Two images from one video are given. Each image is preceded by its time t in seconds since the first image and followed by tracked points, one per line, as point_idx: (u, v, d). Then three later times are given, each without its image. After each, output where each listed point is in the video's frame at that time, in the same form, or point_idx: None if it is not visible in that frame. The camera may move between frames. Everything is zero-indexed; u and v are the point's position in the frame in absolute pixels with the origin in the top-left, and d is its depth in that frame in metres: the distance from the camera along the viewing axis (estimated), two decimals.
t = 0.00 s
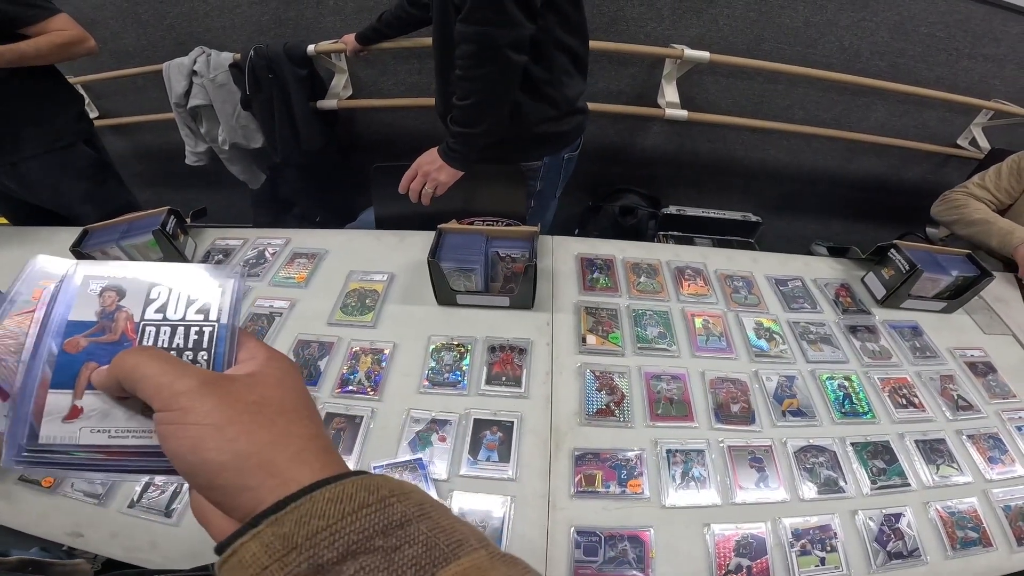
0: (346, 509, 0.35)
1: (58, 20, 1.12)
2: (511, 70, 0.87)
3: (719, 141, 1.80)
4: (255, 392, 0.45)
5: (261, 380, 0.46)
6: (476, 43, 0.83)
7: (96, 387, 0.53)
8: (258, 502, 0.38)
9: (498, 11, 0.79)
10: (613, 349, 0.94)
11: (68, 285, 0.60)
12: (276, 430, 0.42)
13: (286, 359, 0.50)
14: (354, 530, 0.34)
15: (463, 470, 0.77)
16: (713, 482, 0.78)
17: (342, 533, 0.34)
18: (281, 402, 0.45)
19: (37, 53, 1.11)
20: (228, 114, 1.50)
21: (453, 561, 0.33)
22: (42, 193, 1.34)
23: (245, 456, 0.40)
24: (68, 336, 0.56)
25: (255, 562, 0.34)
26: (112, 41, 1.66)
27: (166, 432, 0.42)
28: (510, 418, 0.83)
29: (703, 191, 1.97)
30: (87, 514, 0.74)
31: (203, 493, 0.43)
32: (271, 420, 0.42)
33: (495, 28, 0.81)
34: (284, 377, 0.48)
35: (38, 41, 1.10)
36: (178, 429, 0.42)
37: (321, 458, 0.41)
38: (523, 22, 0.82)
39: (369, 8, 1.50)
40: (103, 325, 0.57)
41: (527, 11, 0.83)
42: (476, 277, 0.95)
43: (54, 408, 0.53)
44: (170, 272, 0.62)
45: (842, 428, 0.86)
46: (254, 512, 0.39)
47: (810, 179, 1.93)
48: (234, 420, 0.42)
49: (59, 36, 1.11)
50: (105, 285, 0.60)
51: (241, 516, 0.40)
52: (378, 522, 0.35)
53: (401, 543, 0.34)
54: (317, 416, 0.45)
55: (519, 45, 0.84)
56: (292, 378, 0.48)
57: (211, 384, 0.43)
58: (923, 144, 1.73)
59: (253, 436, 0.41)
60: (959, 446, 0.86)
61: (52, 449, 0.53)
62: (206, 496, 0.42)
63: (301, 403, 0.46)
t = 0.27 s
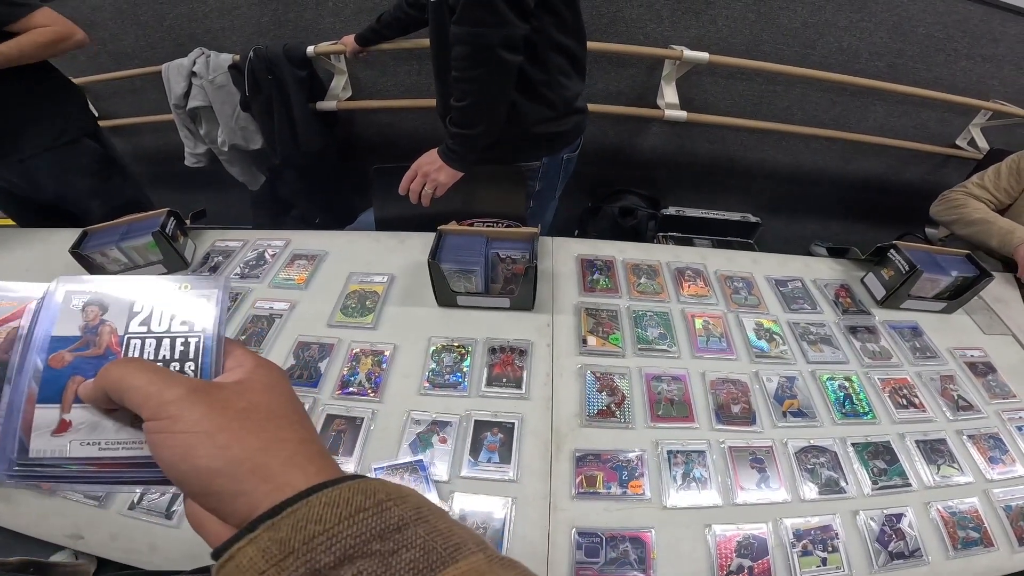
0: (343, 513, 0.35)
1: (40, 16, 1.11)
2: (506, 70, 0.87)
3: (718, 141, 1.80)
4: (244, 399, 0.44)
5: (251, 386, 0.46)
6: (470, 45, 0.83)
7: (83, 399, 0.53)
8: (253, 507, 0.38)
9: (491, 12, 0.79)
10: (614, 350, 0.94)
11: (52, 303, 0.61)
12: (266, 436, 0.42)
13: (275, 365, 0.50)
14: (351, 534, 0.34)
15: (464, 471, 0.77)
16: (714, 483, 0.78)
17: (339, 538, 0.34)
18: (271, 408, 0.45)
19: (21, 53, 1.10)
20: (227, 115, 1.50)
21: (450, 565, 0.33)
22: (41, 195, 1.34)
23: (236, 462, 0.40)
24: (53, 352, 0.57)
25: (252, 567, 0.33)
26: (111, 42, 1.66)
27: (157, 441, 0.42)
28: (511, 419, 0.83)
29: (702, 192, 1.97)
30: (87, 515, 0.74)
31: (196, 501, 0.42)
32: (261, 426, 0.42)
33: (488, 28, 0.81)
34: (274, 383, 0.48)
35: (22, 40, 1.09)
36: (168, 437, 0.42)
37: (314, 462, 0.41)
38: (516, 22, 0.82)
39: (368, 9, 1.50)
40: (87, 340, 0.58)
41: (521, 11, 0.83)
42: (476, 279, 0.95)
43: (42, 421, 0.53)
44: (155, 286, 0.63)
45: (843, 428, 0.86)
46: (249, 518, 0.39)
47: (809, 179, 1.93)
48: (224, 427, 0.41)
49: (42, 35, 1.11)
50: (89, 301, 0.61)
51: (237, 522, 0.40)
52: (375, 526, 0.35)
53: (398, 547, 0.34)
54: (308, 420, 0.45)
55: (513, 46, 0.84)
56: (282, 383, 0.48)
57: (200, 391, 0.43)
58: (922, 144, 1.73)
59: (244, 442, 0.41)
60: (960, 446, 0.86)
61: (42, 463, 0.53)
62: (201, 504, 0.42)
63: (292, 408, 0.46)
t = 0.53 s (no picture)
0: (346, 512, 0.35)
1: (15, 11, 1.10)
2: (507, 70, 0.86)
3: (719, 141, 1.80)
4: (244, 400, 0.45)
5: (251, 387, 0.46)
6: (470, 44, 0.83)
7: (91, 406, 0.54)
8: (253, 507, 0.39)
9: (492, 11, 0.79)
10: (615, 349, 0.94)
11: (57, 314, 0.61)
12: (266, 436, 0.42)
13: (274, 365, 0.50)
14: (354, 534, 0.34)
15: (466, 471, 0.77)
16: (716, 482, 0.78)
17: (342, 537, 0.34)
18: (270, 407, 0.45)
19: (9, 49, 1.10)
20: (228, 115, 1.50)
21: (453, 564, 0.33)
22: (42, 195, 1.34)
23: (237, 462, 0.40)
24: (61, 361, 0.58)
25: (255, 567, 0.33)
26: (112, 41, 1.66)
27: (158, 442, 0.42)
28: (513, 418, 0.83)
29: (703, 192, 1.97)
30: (88, 515, 0.74)
31: (198, 502, 0.43)
32: (260, 426, 0.42)
33: (489, 28, 0.81)
34: (274, 383, 0.48)
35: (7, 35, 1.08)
36: (169, 438, 0.42)
37: (315, 462, 0.41)
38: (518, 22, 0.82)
39: (370, 9, 1.50)
40: (94, 349, 0.59)
41: (523, 11, 0.83)
42: (478, 278, 0.95)
43: (52, 428, 0.54)
44: (156, 294, 0.64)
45: (845, 428, 0.86)
46: (250, 517, 0.39)
47: (811, 179, 1.93)
48: (224, 428, 0.42)
49: (23, 28, 1.10)
50: (94, 310, 0.62)
51: (239, 521, 0.40)
52: (377, 526, 0.35)
53: (401, 546, 0.34)
54: (308, 420, 0.45)
55: (514, 46, 0.84)
56: (282, 383, 0.48)
57: (200, 392, 0.43)
58: (924, 144, 1.73)
59: (245, 442, 0.41)
60: (963, 447, 0.86)
61: (52, 469, 0.53)
62: (202, 504, 0.42)
63: (292, 408, 0.46)
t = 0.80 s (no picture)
0: (370, 505, 0.35)
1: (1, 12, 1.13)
2: (509, 70, 0.87)
3: (720, 141, 1.80)
4: (282, 389, 0.45)
5: (287, 378, 0.47)
6: (474, 44, 0.83)
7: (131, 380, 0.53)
8: (282, 498, 0.39)
9: (495, 11, 0.79)
10: (616, 348, 0.94)
11: (107, 285, 0.62)
12: (302, 426, 0.42)
13: (309, 359, 0.51)
14: (378, 527, 0.34)
15: (466, 470, 0.77)
16: (717, 482, 0.78)
17: (367, 530, 0.34)
18: (306, 399, 0.45)
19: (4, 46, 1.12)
20: (229, 115, 1.50)
21: (475, 560, 0.33)
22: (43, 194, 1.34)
23: (273, 450, 0.40)
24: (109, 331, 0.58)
25: (280, 558, 0.34)
26: (114, 41, 1.66)
27: (197, 424, 0.43)
28: (514, 417, 0.83)
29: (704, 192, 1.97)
30: (90, 513, 0.74)
31: (229, 487, 0.43)
32: (298, 416, 0.43)
33: (492, 28, 0.81)
34: (309, 376, 0.49)
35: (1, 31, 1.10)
36: (209, 422, 0.42)
37: (345, 456, 0.41)
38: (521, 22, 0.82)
39: (371, 8, 1.51)
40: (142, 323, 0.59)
41: (525, 11, 0.83)
42: (479, 278, 0.95)
43: (83, 399, 0.53)
44: (208, 275, 0.64)
45: (845, 427, 0.86)
46: (278, 507, 0.39)
47: (812, 179, 1.93)
48: (263, 414, 0.42)
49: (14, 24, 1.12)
50: (146, 285, 0.62)
51: (268, 510, 0.40)
52: (401, 520, 0.35)
53: (424, 540, 0.34)
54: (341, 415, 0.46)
55: (517, 46, 0.85)
56: (316, 377, 0.49)
57: (241, 378, 0.44)
58: (925, 143, 1.73)
59: (282, 431, 0.41)
60: (964, 446, 0.86)
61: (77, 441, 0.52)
62: (234, 491, 0.42)
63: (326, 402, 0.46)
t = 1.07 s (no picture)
0: (339, 518, 0.35)
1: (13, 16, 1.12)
2: (515, 71, 0.87)
3: (720, 140, 1.80)
4: (232, 411, 0.44)
5: (239, 399, 0.46)
6: (479, 45, 0.83)
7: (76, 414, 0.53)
8: (242, 518, 0.39)
9: (502, 14, 0.79)
10: (617, 347, 0.94)
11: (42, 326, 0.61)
12: (253, 445, 0.42)
13: (262, 376, 0.50)
14: (347, 540, 0.34)
15: (469, 468, 0.77)
16: (718, 480, 0.78)
17: (335, 543, 0.34)
18: (258, 418, 0.45)
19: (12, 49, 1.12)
20: (231, 115, 1.51)
21: (445, 568, 0.34)
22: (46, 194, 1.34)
23: (222, 473, 0.40)
24: (47, 369, 0.58)
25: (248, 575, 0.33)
26: (116, 41, 1.67)
27: (145, 454, 0.42)
28: (516, 415, 0.83)
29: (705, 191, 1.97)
30: (93, 512, 0.75)
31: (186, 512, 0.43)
32: (249, 436, 0.42)
33: (498, 29, 0.81)
34: (263, 393, 0.48)
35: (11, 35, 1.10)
36: (156, 450, 0.41)
37: (301, 470, 0.41)
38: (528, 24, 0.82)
39: (372, 8, 1.51)
40: (81, 357, 0.58)
41: (532, 12, 0.83)
42: (481, 276, 0.95)
43: (37, 436, 0.54)
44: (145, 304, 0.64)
45: (847, 426, 0.86)
46: (239, 527, 0.39)
47: (812, 179, 1.93)
48: (209, 439, 0.41)
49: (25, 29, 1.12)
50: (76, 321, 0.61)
51: (227, 530, 0.40)
52: (370, 532, 0.35)
53: (394, 551, 0.34)
54: (298, 429, 0.45)
55: (522, 48, 0.85)
56: (270, 394, 0.48)
57: (185, 406, 0.43)
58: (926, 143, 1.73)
59: (230, 454, 0.41)
60: (965, 445, 0.86)
61: (36, 477, 0.53)
62: (192, 514, 0.42)
63: (282, 417, 0.46)
